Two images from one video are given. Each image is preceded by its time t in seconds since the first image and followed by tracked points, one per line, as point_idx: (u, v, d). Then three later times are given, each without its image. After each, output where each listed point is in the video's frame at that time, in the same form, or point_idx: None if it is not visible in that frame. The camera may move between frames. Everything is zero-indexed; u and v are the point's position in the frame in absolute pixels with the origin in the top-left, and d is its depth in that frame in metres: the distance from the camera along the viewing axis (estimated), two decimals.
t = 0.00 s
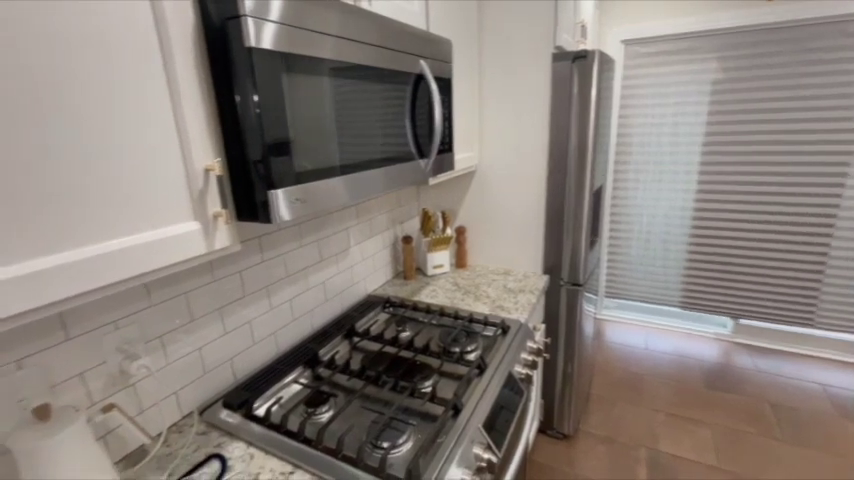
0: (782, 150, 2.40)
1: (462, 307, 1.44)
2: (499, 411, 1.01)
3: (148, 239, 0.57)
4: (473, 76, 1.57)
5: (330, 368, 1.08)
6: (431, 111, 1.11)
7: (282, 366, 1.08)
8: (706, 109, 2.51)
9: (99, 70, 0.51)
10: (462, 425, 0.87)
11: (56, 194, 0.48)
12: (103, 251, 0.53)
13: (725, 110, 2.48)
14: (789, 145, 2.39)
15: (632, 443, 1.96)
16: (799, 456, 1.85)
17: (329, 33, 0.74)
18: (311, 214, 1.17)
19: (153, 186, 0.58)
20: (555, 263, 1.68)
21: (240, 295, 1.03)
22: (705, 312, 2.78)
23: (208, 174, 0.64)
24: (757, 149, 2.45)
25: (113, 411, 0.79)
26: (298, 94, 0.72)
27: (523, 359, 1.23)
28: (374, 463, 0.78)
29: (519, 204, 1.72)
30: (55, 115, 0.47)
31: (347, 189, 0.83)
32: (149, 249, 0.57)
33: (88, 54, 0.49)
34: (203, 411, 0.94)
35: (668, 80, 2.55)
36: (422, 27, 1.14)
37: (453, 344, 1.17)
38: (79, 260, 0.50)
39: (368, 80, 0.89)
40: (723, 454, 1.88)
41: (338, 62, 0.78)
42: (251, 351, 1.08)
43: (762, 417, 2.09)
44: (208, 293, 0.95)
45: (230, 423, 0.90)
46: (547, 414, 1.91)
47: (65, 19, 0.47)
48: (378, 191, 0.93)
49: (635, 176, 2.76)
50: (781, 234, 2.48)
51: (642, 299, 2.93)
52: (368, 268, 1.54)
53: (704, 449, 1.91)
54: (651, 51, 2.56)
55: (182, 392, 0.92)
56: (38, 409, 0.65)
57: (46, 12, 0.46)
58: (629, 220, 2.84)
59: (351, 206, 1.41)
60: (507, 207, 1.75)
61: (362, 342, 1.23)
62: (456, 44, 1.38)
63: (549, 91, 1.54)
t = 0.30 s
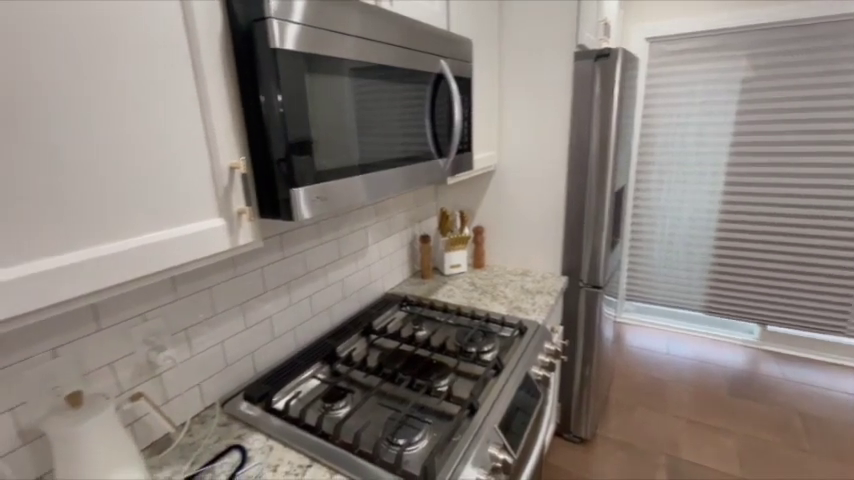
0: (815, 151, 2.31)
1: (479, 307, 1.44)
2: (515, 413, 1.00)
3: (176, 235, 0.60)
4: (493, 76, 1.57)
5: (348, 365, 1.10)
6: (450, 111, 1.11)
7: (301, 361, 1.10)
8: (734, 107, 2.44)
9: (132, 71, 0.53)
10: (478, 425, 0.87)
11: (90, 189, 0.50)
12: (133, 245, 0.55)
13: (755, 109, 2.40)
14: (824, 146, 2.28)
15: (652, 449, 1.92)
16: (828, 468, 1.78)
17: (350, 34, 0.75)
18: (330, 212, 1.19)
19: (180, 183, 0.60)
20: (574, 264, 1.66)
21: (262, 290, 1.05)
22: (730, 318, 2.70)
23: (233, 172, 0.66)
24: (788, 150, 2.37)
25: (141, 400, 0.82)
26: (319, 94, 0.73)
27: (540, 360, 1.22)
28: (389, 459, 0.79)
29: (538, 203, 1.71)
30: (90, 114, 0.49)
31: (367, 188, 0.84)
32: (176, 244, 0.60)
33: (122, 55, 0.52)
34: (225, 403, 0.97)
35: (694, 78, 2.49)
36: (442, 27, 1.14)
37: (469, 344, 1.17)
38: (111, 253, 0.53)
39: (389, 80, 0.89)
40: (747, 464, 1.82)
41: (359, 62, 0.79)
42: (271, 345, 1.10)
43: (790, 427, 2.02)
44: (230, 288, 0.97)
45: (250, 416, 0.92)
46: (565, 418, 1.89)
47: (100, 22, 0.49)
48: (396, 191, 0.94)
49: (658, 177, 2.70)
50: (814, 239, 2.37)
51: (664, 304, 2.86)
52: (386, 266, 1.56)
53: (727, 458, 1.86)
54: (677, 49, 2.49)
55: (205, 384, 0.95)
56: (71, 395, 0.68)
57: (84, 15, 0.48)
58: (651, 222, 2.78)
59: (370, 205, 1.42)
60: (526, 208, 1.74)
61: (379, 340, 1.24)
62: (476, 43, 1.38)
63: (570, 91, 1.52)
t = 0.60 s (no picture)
0: None
1: (500, 307, 1.43)
2: (535, 415, 0.99)
3: (209, 231, 0.62)
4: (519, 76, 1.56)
5: (369, 361, 1.11)
6: (474, 110, 1.10)
7: (324, 356, 1.12)
8: (773, 98, 2.19)
9: (169, 72, 0.55)
10: (498, 425, 0.87)
11: (129, 184, 0.53)
12: (169, 240, 0.57)
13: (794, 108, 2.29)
14: None
15: (677, 458, 1.89)
16: None
17: (377, 34, 0.76)
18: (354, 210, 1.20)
19: (212, 180, 0.62)
20: (599, 266, 1.63)
21: (288, 285, 1.08)
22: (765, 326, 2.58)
23: (263, 170, 0.68)
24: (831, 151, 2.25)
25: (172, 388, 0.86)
26: (346, 94, 0.74)
27: (562, 363, 1.20)
28: (409, 456, 0.79)
29: (563, 203, 1.68)
30: (130, 113, 0.52)
31: (391, 186, 0.85)
32: (208, 239, 0.62)
33: (160, 55, 0.54)
34: (251, 394, 1.00)
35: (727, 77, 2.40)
36: (468, 27, 1.14)
37: (490, 344, 1.17)
38: (149, 247, 0.55)
39: (414, 79, 0.90)
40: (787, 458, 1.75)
41: (385, 62, 0.80)
42: (295, 339, 1.13)
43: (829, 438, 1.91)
44: (258, 283, 1.00)
45: (274, 407, 0.94)
46: (586, 422, 1.85)
47: (141, 23, 0.52)
48: (420, 190, 0.94)
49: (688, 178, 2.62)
50: None
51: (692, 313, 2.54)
52: (408, 265, 1.57)
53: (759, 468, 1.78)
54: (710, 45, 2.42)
55: (232, 375, 0.98)
56: (107, 380, 0.71)
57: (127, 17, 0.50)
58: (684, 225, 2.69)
59: (393, 203, 1.44)
60: (550, 208, 1.72)
61: (400, 338, 1.25)
62: (502, 43, 1.37)
63: (598, 90, 1.49)
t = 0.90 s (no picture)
0: None
1: (523, 308, 1.42)
2: (556, 419, 0.98)
3: (239, 227, 0.64)
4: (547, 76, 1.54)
5: (391, 358, 1.12)
6: (500, 109, 1.10)
7: (347, 352, 1.14)
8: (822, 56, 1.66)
9: (203, 73, 0.57)
10: (518, 427, 0.86)
11: (165, 181, 0.55)
12: (201, 234, 0.60)
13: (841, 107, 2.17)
14: None
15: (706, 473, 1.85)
16: None
17: (404, 34, 0.77)
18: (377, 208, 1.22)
19: (243, 178, 0.64)
20: (626, 269, 1.59)
21: (313, 281, 1.10)
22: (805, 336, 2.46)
23: (292, 168, 0.70)
24: None
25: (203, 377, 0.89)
26: (372, 93, 0.75)
27: (586, 367, 1.18)
28: (429, 453, 0.80)
29: (590, 204, 1.65)
30: (166, 113, 0.54)
31: (415, 184, 0.86)
32: (238, 234, 0.64)
33: (194, 54, 0.56)
34: (276, 386, 1.02)
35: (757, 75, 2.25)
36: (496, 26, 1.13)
37: (511, 345, 1.16)
38: (183, 241, 0.58)
39: (440, 79, 0.90)
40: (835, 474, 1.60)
41: (412, 62, 0.81)
42: (319, 334, 1.15)
43: None
44: (283, 278, 1.02)
45: (298, 400, 0.97)
46: (610, 428, 1.81)
47: (177, 23, 0.54)
48: (444, 189, 0.95)
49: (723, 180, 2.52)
50: None
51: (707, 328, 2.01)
52: (431, 264, 1.57)
53: None
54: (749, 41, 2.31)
55: (258, 367, 1.01)
56: (143, 368, 0.75)
57: (164, 17, 0.53)
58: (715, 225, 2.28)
59: (417, 202, 1.44)
60: (576, 209, 1.69)
61: (422, 336, 1.25)
62: (529, 41, 1.36)
63: (627, 89, 1.46)
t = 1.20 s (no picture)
0: None
1: (541, 310, 1.41)
2: (574, 422, 0.97)
3: (263, 223, 0.66)
4: (569, 75, 1.52)
5: (408, 356, 1.13)
6: (521, 108, 1.09)
7: (365, 349, 1.15)
8: None
9: (228, 73, 0.59)
10: (535, 429, 0.86)
11: (191, 178, 0.57)
12: (225, 230, 0.61)
13: None
14: None
15: None
16: None
17: (427, 34, 0.77)
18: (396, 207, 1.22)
19: (267, 177, 0.66)
20: (648, 272, 1.55)
21: (333, 277, 1.12)
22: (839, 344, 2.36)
23: (314, 167, 0.71)
24: None
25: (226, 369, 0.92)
26: (393, 93, 0.75)
27: (606, 371, 1.16)
28: (445, 451, 0.80)
29: (612, 205, 1.62)
30: (192, 113, 0.56)
31: (435, 184, 0.86)
32: (261, 231, 0.66)
33: (221, 54, 0.58)
34: (296, 381, 1.04)
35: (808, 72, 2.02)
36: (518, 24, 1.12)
37: (530, 347, 1.16)
38: (209, 237, 0.60)
39: (461, 78, 0.90)
40: None
41: (433, 61, 0.81)
42: (338, 331, 1.16)
43: None
44: (304, 276, 1.04)
45: (317, 395, 0.98)
46: (630, 433, 1.77)
47: (202, 23, 0.55)
48: (464, 189, 0.95)
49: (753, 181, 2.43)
50: None
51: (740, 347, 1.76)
52: (449, 263, 1.57)
53: None
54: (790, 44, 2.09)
55: (279, 361, 1.03)
56: (170, 359, 0.78)
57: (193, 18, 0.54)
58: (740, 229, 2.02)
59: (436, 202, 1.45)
60: (598, 210, 1.66)
61: (439, 335, 1.26)
62: (552, 40, 1.34)
63: (654, 87, 1.42)
